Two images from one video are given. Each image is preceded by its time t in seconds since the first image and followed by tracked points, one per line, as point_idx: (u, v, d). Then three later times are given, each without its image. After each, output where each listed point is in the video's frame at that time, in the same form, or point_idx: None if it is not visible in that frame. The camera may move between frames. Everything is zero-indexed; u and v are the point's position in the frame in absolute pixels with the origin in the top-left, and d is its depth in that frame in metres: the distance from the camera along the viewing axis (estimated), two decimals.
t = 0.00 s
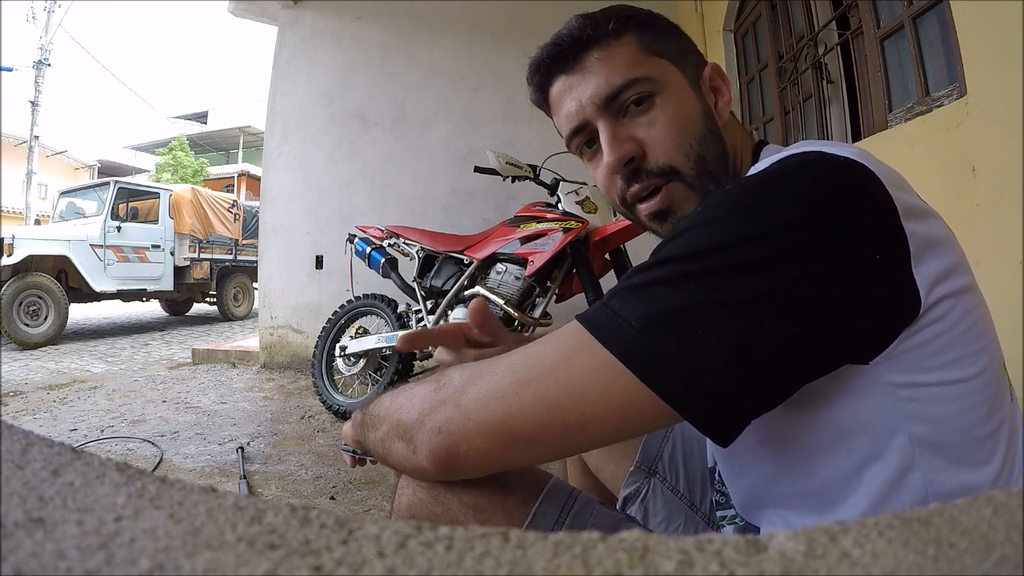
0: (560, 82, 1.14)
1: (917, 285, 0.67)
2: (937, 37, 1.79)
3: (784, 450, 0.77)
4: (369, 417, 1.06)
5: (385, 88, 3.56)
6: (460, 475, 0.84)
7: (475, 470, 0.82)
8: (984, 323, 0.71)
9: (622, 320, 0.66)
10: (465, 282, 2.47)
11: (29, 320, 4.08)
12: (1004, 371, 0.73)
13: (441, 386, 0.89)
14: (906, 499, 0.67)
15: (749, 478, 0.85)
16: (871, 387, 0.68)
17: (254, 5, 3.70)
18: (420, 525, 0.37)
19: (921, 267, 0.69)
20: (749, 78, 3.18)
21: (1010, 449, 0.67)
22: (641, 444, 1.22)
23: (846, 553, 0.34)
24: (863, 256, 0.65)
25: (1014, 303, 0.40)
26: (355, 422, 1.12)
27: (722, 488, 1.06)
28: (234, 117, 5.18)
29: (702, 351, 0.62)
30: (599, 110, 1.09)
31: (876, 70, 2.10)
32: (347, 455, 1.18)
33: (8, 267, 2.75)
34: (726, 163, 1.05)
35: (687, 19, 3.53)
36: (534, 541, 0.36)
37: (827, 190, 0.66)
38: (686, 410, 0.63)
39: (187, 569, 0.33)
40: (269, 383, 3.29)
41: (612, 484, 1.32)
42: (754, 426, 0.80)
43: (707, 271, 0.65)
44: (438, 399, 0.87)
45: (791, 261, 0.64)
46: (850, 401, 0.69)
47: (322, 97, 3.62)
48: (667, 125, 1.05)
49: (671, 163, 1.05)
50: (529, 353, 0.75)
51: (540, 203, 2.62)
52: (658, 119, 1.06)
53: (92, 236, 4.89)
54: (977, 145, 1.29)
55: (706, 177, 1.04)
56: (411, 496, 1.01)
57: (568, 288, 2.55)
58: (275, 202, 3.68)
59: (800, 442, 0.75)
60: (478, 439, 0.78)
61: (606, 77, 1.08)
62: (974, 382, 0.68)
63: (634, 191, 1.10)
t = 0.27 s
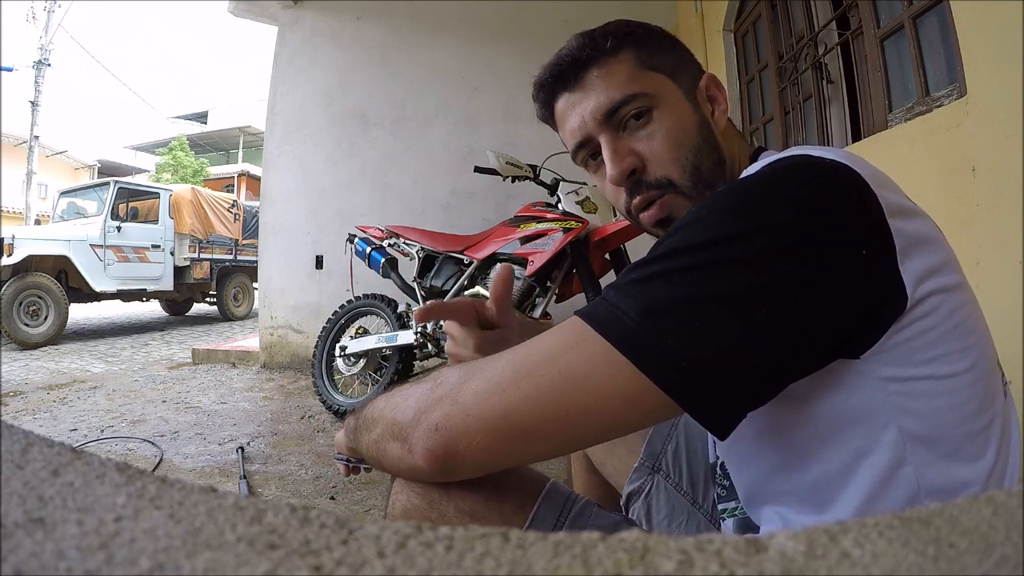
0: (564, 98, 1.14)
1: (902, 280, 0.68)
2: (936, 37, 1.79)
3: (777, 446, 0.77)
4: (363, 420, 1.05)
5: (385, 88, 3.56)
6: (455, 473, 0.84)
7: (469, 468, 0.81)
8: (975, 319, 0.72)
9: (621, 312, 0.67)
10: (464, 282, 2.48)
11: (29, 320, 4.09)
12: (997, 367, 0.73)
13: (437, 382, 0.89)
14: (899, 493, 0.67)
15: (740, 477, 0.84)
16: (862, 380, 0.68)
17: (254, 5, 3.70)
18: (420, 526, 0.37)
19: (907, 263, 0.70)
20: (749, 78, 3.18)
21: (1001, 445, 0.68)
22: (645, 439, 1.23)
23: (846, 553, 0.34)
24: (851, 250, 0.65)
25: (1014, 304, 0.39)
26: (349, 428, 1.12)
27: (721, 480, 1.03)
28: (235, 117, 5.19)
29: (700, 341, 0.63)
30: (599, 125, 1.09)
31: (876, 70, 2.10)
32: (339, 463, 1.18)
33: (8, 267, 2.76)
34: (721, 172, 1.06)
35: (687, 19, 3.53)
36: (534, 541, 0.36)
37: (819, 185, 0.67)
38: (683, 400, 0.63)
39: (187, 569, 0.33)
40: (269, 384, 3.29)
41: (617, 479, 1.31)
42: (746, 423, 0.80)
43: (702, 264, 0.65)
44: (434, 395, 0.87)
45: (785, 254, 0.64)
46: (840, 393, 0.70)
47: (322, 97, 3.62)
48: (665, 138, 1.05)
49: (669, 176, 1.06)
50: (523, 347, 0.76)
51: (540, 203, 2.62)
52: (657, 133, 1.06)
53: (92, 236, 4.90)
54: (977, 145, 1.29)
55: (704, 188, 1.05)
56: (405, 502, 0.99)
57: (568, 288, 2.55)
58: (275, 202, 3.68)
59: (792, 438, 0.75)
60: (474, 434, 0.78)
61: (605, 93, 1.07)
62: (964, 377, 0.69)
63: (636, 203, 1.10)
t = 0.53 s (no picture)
0: (564, 115, 1.14)
1: (902, 273, 0.68)
2: (936, 38, 1.79)
3: (779, 440, 0.77)
4: (367, 422, 1.05)
5: (385, 88, 3.57)
6: (465, 463, 0.84)
7: (477, 459, 0.82)
8: (974, 314, 0.72)
9: (624, 304, 0.67)
10: (465, 282, 2.48)
11: (29, 320, 4.09)
12: (996, 362, 0.74)
13: (446, 379, 0.90)
14: (899, 487, 0.67)
15: (741, 472, 0.84)
16: (861, 374, 0.68)
17: (254, 5, 3.70)
18: (420, 525, 0.37)
19: (910, 256, 0.69)
20: (749, 78, 3.18)
21: (1000, 440, 0.68)
22: (648, 439, 1.22)
23: (846, 553, 0.34)
24: (852, 243, 0.65)
25: (1015, 302, 0.39)
26: (350, 432, 1.12)
27: (725, 478, 1.04)
28: (234, 117, 5.19)
29: (702, 334, 0.63)
30: (597, 134, 1.09)
31: (875, 70, 2.10)
32: (337, 472, 1.19)
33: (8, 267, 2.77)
34: (719, 167, 1.06)
35: (687, 20, 3.53)
36: (534, 541, 0.36)
37: (820, 179, 0.67)
38: (686, 391, 0.63)
39: (187, 569, 0.33)
40: (269, 384, 3.29)
41: (617, 481, 1.29)
42: (748, 418, 0.80)
43: (704, 257, 0.65)
44: (443, 390, 0.88)
45: (786, 247, 0.64)
46: (842, 387, 0.69)
47: (322, 97, 3.62)
48: (663, 139, 1.05)
49: (671, 174, 1.05)
50: (528, 342, 0.76)
51: (540, 203, 2.62)
52: (653, 134, 1.06)
53: (92, 237, 4.94)
54: (977, 145, 1.29)
55: (706, 182, 1.04)
56: (411, 496, 1.00)
57: (568, 288, 2.55)
58: (275, 202, 3.68)
59: (792, 432, 0.75)
60: (482, 423, 0.79)
61: (600, 103, 1.07)
62: (964, 372, 0.69)
63: (640, 204, 1.10)
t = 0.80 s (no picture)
0: (564, 119, 1.14)
1: (895, 270, 0.68)
2: (936, 37, 1.79)
3: (775, 438, 0.77)
4: (372, 419, 1.05)
5: (385, 88, 3.57)
6: (464, 461, 0.84)
7: (476, 454, 0.83)
8: (969, 312, 0.72)
9: (620, 301, 0.67)
10: (465, 282, 2.48)
11: (29, 320, 4.10)
12: (992, 359, 0.74)
13: (446, 378, 0.90)
14: (894, 484, 0.67)
15: (738, 471, 0.84)
16: (857, 371, 0.68)
17: (254, 5, 3.70)
18: (420, 525, 0.37)
19: (905, 252, 0.69)
20: (749, 78, 3.18)
21: (996, 437, 0.68)
22: (646, 440, 1.23)
23: (846, 553, 0.34)
24: (847, 239, 0.66)
25: (1015, 302, 0.39)
26: (359, 429, 1.12)
27: (722, 477, 1.04)
28: (234, 117, 5.19)
29: (698, 330, 0.63)
30: (598, 140, 1.09)
31: (875, 70, 2.10)
32: (349, 468, 1.16)
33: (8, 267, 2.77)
34: (718, 171, 1.07)
35: (687, 19, 3.53)
36: (534, 541, 0.36)
37: (814, 176, 0.67)
38: (682, 387, 0.63)
39: (187, 569, 0.33)
40: (269, 384, 3.29)
41: (616, 483, 1.29)
42: (745, 417, 0.80)
43: (699, 254, 0.65)
44: (443, 388, 0.88)
45: (782, 243, 0.64)
46: (837, 384, 0.69)
47: (322, 97, 3.62)
48: (663, 144, 1.05)
49: (671, 179, 1.06)
50: (525, 339, 0.77)
51: (540, 203, 2.62)
52: (654, 140, 1.06)
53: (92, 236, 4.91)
54: (977, 145, 1.29)
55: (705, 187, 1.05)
56: (413, 493, 1.01)
57: (568, 288, 2.55)
58: (275, 202, 3.68)
59: (789, 430, 0.75)
60: (480, 418, 0.79)
61: (601, 109, 1.07)
62: (960, 369, 0.69)
63: (639, 209, 1.10)
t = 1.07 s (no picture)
0: (564, 121, 1.14)
1: (893, 270, 0.68)
2: (936, 37, 1.79)
3: (775, 438, 0.77)
4: (373, 419, 1.05)
5: (385, 88, 3.57)
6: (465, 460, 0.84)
7: (477, 452, 0.83)
8: (967, 312, 0.72)
9: (617, 300, 0.67)
10: (465, 282, 2.48)
11: (29, 320, 4.10)
12: (991, 359, 0.74)
13: (446, 376, 0.90)
14: (895, 484, 0.67)
15: (738, 471, 0.84)
16: (856, 371, 0.68)
17: (254, 5, 3.70)
18: (420, 525, 0.37)
19: (904, 251, 0.69)
20: (749, 78, 3.17)
21: (996, 437, 0.68)
22: (646, 442, 1.22)
23: (846, 553, 0.34)
24: (845, 238, 0.66)
25: (1015, 301, 0.39)
26: (360, 430, 1.12)
27: (722, 480, 1.04)
28: (234, 117, 5.20)
29: (696, 329, 0.63)
30: (597, 142, 1.09)
31: (875, 70, 2.10)
32: (345, 474, 1.18)
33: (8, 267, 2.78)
34: (718, 173, 1.07)
35: (687, 19, 3.53)
36: (534, 541, 0.36)
37: (812, 176, 0.67)
38: (680, 386, 0.63)
39: (187, 569, 0.33)
40: (269, 384, 3.29)
41: (614, 485, 1.30)
42: (746, 417, 0.80)
43: (698, 252, 0.65)
44: (442, 387, 0.88)
45: (781, 243, 0.64)
46: (836, 385, 0.69)
47: (322, 97, 3.62)
48: (662, 147, 1.05)
49: (670, 181, 1.06)
50: (525, 338, 0.77)
51: (540, 203, 2.62)
52: (653, 142, 1.06)
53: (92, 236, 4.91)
54: (977, 145, 1.29)
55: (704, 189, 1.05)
56: (415, 491, 1.00)
57: (568, 288, 2.55)
58: (276, 202, 3.68)
59: (789, 431, 0.75)
60: (480, 417, 0.79)
61: (599, 112, 1.07)
62: (959, 369, 0.69)
63: (639, 211, 1.10)
